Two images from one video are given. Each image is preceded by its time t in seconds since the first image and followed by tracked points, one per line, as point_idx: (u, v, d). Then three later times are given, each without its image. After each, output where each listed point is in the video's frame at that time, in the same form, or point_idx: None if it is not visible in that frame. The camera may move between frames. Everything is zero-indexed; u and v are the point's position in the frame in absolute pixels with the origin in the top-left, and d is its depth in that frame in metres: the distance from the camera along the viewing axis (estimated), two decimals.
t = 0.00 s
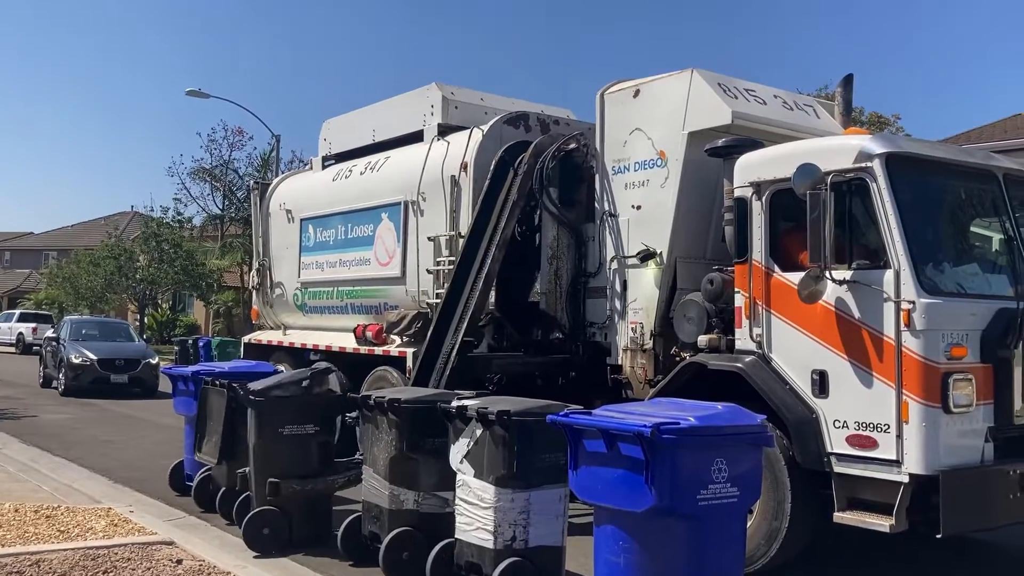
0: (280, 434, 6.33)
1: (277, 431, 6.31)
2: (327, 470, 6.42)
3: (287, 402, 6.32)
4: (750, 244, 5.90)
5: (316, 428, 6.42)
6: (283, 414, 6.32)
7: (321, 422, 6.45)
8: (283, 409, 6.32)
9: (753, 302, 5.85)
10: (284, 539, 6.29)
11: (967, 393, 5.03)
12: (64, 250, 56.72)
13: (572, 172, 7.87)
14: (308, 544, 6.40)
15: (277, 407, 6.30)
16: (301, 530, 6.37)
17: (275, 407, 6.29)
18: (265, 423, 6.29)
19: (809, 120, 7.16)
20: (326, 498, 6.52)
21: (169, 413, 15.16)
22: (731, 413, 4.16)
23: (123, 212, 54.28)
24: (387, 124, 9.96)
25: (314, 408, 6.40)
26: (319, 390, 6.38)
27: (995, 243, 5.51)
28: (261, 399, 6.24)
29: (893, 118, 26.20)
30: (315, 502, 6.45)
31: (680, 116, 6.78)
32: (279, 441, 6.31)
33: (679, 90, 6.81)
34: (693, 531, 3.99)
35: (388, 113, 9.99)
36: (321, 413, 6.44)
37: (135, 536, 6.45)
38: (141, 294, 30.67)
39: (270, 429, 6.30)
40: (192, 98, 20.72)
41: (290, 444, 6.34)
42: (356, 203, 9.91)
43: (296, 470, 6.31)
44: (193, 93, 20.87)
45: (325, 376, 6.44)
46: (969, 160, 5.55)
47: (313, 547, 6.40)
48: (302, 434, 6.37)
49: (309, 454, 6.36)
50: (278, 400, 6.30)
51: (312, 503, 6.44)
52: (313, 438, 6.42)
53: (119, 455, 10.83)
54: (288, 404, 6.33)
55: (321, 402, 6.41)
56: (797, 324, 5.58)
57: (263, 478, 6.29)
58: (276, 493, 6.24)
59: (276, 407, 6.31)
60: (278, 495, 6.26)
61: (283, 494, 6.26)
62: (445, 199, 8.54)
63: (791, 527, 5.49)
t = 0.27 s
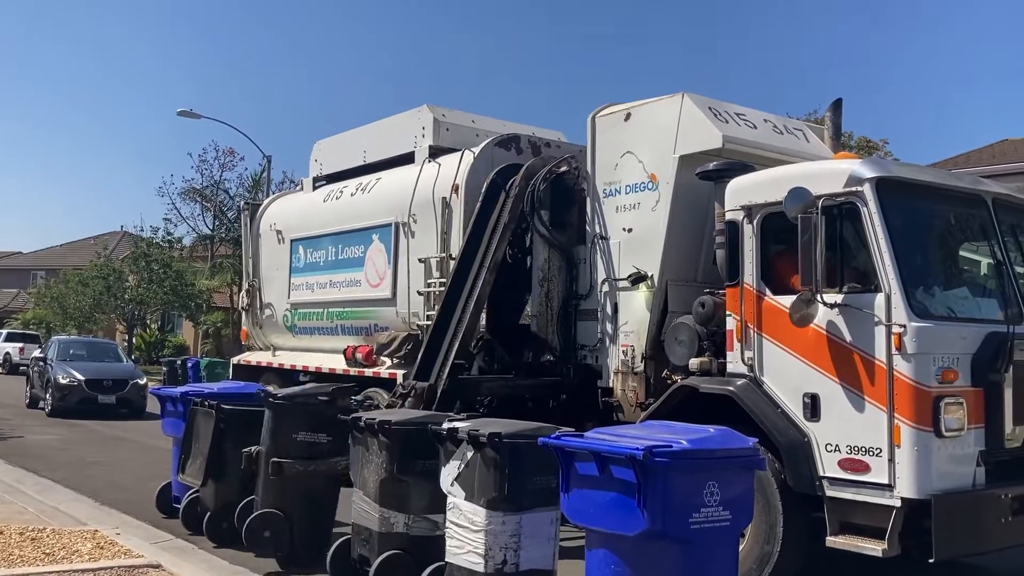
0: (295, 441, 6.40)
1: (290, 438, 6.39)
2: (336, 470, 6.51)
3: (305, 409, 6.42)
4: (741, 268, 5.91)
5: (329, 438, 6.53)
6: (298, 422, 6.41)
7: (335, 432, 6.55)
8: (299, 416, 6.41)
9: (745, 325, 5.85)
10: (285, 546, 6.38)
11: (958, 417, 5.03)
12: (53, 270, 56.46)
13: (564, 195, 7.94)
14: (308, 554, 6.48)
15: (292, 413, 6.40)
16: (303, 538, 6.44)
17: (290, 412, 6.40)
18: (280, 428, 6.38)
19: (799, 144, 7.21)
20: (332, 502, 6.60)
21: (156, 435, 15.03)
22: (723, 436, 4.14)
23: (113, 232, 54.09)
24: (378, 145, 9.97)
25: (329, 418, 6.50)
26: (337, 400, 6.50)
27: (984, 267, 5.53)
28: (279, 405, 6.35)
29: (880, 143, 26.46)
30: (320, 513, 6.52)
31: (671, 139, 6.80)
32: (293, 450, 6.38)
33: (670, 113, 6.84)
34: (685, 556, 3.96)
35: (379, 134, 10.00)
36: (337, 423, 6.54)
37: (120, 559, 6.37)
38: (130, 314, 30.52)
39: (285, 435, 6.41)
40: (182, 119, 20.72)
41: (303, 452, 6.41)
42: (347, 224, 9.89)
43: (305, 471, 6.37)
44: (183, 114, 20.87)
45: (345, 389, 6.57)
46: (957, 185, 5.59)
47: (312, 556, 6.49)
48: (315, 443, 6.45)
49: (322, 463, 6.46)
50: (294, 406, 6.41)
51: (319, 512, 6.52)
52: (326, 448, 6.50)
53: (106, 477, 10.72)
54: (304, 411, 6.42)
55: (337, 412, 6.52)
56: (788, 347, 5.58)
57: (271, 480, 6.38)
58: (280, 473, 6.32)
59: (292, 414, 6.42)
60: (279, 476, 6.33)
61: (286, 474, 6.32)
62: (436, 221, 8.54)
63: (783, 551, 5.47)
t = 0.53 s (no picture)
0: (307, 404, 7.18)
1: (303, 401, 7.16)
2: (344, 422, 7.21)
3: (312, 373, 7.23)
4: (726, 293, 5.94)
5: (340, 398, 7.35)
6: (309, 386, 7.21)
7: (345, 393, 7.38)
8: (310, 381, 7.22)
9: (730, 350, 5.88)
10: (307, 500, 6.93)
11: (942, 444, 5.05)
12: (37, 293, 56.10)
13: (552, 220, 7.92)
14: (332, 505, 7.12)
15: (301, 380, 7.17)
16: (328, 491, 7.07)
17: (299, 376, 7.17)
18: (292, 394, 7.14)
19: (784, 172, 7.28)
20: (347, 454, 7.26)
21: (139, 459, 14.89)
22: (710, 463, 4.15)
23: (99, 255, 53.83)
24: (366, 170, 10.00)
25: (336, 380, 7.33)
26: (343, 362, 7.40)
27: (967, 293, 5.57)
28: (288, 372, 7.12)
29: (865, 170, 26.69)
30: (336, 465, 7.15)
31: (657, 165, 6.86)
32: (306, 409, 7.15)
33: (657, 140, 6.90)
34: None
35: (367, 159, 10.03)
36: (345, 383, 7.38)
37: None
38: (115, 337, 30.32)
39: (297, 398, 7.15)
40: (170, 142, 20.70)
41: (316, 413, 7.20)
42: (334, 248, 9.90)
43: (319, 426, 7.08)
44: (171, 137, 20.84)
45: (348, 350, 7.44)
46: (939, 213, 5.64)
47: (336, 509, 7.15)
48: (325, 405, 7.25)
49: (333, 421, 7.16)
50: (302, 372, 7.19)
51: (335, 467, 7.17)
52: (337, 408, 7.32)
53: (88, 502, 10.60)
54: (313, 376, 7.23)
55: (347, 376, 7.39)
56: (773, 373, 5.60)
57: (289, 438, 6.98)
58: (295, 430, 6.98)
59: (301, 380, 7.19)
60: (296, 433, 6.98)
61: (302, 431, 6.98)
62: (423, 245, 8.56)
63: None
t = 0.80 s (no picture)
0: (324, 378, 7.50)
1: (320, 375, 7.48)
2: (362, 398, 7.47)
3: (328, 351, 7.53)
4: (711, 318, 5.96)
5: (355, 374, 7.66)
6: (326, 363, 7.52)
7: (359, 368, 7.70)
8: (326, 358, 7.52)
9: (715, 375, 5.89)
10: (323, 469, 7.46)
11: (926, 469, 5.06)
12: (17, 315, 55.57)
13: (538, 240, 7.85)
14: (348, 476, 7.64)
15: (320, 357, 7.49)
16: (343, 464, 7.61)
17: (317, 353, 7.48)
18: (310, 369, 7.44)
19: (767, 197, 7.33)
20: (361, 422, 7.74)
21: (119, 485, 14.71)
22: (695, 489, 4.14)
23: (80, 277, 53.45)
24: (351, 193, 10.00)
25: (351, 356, 7.66)
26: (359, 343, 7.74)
27: (949, 318, 5.60)
28: (306, 349, 7.41)
29: (846, 195, 26.92)
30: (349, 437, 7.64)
31: (642, 190, 6.89)
32: (323, 383, 7.48)
33: (641, 165, 6.94)
34: None
35: (352, 183, 10.02)
36: (360, 360, 7.70)
37: None
38: (95, 360, 30.05)
39: (314, 373, 7.46)
40: (154, 164, 20.61)
41: (332, 388, 7.52)
42: (319, 272, 9.86)
43: (337, 401, 7.41)
44: (154, 159, 20.74)
45: (364, 330, 7.78)
46: (921, 238, 5.69)
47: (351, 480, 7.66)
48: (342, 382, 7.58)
49: (353, 395, 7.45)
50: (320, 349, 7.50)
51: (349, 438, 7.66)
52: (352, 383, 7.64)
53: (65, 529, 10.45)
54: (330, 353, 7.54)
55: (363, 354, 7.72)
56: (758, 397, 5.61)
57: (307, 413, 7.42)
58: (312, 403, 7.33)
59: (316, 357, 7.49)
60: (313, 406, 7.33)
61: (319, 404, 7.34)
62: (408, 269, 8.54)
63: None
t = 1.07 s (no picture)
0: (326, 346, 7.27)
1: (322, 343, 7.25)
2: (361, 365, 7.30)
3: (331, 317, 7.33)
4: (692, 338, 5.96)
5: (356, 342, 7.45)
6: (328, 330, 7.31)
7: (361, 337, 7.49)
8: (329, 325, 7.31)
9: (696, 396, 5.88)
10: (326, 437, 7.24)
11: (907, 490, 5.06)
12: None
13: (520, 259, 7.87)
14: (350, 446, 7.41)
15: (322, 323, 7.28)
16: (346, 434, 7.37)
17: (319, 320, 7.28)
18: (312, 336, 7.22)
19: (747, 218, 7.35)
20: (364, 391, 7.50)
21: (94, 509, 14.49)
22: (677, 511, 4.11)
23: (57, 297, 52.98)
24: (332, 213, 9.96)
25: (355, 324, 7.45)
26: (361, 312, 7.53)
27: (928, 338, 5.62)
28: (308, 316, 7.23)
29: (826, 216, 27.12)
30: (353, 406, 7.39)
31: (623, 211, 6.90)
32: (326, 350, 7.26)
33: (622, 186, 6.95)
34: None
35: (333, 203, 9.99)
36: (362, 328, 7.49)
37: None
38: (72, 382, 29.70)
39: (316, 340, 7.23)
40: (133, 184, 20.47)
41: (333, 356, 7.30)
42: (299, 293, 9.80)
43: (338, 368, 7.21)
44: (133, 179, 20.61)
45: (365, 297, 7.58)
46: (900, 259, 5.72)
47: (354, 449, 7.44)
48: (345, 349, 7.37)
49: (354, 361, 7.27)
50: (322, 316, 7.30)
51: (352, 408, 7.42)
52: (353, 352, 7.42)
53: (39, 554, 10.27)
54: (333, 320, 7.34)
55: (365, 322, 7.52)
56: (739, 418, 5.60)
57: (310, 380, 7.19)
58: (314, 369, 7.08)
59: (319, 323, 7.27)
60: (314, 372, 7.09)
61: (320, 370, 7.09)
62: (389, 290, 8.50)
63: None
